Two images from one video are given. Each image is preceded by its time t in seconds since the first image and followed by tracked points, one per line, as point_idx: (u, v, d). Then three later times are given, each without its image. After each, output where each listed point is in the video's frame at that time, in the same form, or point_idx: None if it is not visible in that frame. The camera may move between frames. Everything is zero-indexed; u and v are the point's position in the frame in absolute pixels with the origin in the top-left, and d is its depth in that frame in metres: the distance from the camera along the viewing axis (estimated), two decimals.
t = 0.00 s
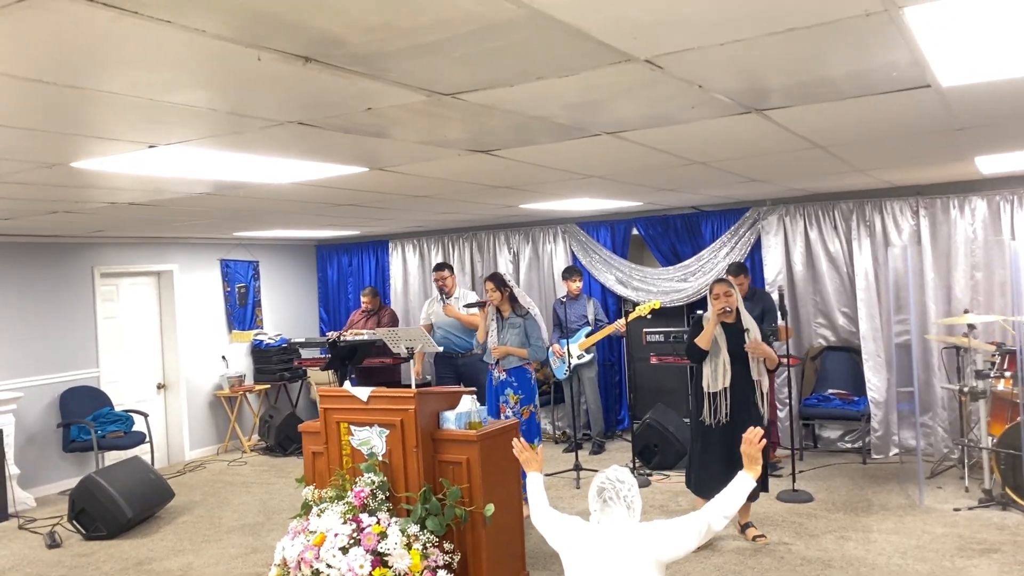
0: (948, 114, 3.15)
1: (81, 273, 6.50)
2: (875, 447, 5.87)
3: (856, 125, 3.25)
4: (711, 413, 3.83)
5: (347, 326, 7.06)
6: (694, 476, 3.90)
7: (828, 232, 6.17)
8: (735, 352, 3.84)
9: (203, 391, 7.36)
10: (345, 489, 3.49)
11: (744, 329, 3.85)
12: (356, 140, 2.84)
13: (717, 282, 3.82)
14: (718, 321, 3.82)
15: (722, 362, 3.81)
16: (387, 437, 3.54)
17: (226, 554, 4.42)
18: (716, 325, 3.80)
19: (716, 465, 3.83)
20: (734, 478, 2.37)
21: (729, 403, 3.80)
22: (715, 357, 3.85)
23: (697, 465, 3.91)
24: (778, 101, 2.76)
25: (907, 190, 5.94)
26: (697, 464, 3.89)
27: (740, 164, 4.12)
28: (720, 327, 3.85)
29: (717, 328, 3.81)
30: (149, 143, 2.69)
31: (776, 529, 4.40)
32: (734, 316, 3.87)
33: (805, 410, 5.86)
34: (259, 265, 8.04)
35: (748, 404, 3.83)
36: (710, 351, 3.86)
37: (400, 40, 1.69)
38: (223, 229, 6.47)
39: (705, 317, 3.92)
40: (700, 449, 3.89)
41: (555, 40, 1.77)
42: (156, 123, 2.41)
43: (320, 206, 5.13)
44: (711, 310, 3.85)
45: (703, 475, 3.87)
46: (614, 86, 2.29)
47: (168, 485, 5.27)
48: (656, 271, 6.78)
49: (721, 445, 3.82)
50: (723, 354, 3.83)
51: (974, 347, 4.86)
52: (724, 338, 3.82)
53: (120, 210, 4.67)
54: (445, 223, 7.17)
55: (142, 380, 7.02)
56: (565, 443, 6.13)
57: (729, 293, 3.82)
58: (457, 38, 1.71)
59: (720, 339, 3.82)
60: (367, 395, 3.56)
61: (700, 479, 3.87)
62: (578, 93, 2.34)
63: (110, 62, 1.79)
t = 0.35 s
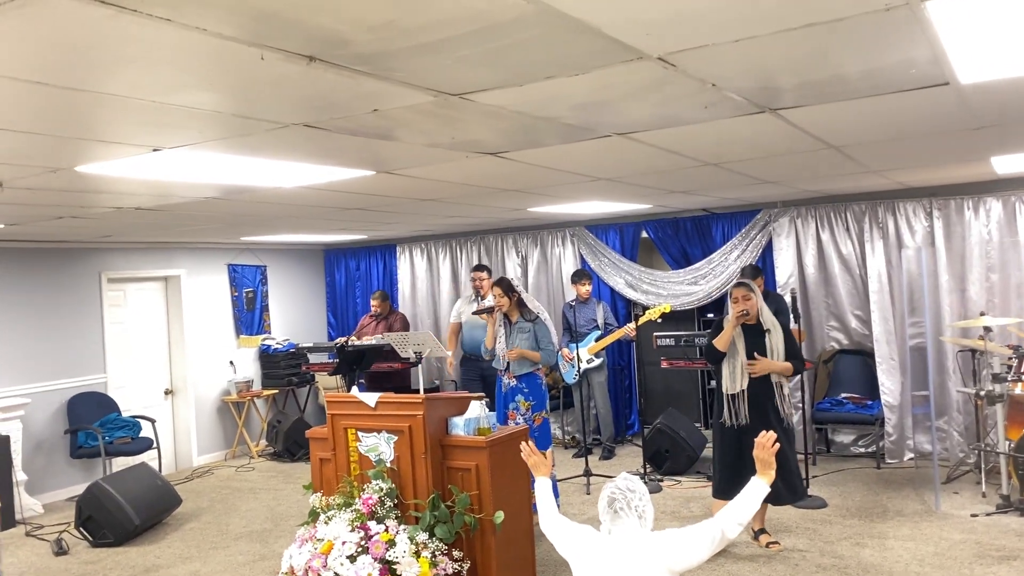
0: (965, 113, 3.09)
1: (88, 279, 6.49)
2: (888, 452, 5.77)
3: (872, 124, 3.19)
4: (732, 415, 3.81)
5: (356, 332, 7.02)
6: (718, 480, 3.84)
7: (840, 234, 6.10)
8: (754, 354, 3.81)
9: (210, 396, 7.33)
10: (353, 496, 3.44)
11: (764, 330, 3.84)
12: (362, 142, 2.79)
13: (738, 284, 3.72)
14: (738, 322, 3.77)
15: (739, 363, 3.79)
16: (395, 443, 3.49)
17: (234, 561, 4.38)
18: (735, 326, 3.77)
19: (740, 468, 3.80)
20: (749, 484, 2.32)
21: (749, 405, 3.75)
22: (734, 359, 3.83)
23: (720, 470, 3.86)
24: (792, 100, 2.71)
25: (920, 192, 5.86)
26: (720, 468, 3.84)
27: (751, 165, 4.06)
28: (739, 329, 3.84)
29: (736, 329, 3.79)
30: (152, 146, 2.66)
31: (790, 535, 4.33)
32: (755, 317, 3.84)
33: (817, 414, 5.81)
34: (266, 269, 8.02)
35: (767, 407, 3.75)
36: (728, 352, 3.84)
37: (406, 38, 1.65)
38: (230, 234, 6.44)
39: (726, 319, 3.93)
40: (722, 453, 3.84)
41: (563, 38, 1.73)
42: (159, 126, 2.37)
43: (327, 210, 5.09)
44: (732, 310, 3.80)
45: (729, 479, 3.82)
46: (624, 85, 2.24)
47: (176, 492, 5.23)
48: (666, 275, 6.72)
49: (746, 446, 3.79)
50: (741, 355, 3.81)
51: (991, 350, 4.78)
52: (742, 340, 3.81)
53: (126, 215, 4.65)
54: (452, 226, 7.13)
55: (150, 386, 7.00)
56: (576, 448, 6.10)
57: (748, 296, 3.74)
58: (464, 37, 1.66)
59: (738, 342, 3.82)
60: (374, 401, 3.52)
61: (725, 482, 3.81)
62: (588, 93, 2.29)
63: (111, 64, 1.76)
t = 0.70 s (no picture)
0: (985, 112, 3.04)
1: (98, 283, 6.50)
2: (904, 455, 5.66)
3: (889, 123, 3.14)
4: (744, 419, 3.75)
5: (369, 335, 6.99)
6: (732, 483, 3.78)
7: (854, 235, 6.03)
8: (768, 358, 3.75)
9: (221, 399, 7.33)
10: (364, 501, 3.41)
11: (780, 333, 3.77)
12: (373, 144, 2.77)
13: (753, 287, 3.72)
14: (752, 326, 3.75)
15: (752, 367, 3.75)
16: (406, 447, 3.46)
17: (245, 566, 4.36)
18: (749, 329, 3.74)
19: (753, 472, 3.75)
20: (765, 491, 2.26)
21: (761, 408, 3.72)
22: (746, 363, 3.79)
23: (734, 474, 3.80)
24: (808, 99, 2.67)
25: (936, 192, 5.79)
26: (734, 473, 3.79)
27: (766, 165, 4.02)
28: (753, 332, 3.79)
29: (750, 332, 3.75)
30: (162, 149, 2.64)
31: (806, 540, 4.27)
32: (770, 321, 3.79)
33: (832, 417, 5.71)
34: (277, 272, 8.02)
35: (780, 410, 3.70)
36: (742, 356, 3.80)
37: (417, 37, 1.62)
38: (241, 237, 6.44)
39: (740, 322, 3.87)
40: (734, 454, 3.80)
41: (578, 36, 1.70)
42: (168, 128, 2.36)
43: (337, 212, 5.07)
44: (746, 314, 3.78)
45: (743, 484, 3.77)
46: (638, 85, 2.21)
47: (186, 496, 5.22)
48: (679, 277, 6.66)
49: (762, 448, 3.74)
50: (755, 359, 3.76)
51: (1008, 352, 4.71)
52: (756, 345, 3.76)
53: (137, 218, 4.64)
54: (463, 229, 7.10)
55: (161, 389, 7.00)
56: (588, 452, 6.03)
57: (763, 299, 3.72)
58: (476, 35, 1.63)
59: (751, 346, 3.77)
60: (386, 405, 3.49)
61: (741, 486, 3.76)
62: (601, 93, 2.26)
63: (119, 65, 1.74)
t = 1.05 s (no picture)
0: (1007, 107, 2.98)
1: (110, 284, 6.51)
2: (921, 455, 5.62)
3: (908, 119, 3.08)
4: (755, 421, 3.70)
5: (383, 335, 6.98)
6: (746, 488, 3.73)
7: (869, 234, 5.97)
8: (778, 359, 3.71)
9: (233, 400, 7.34)
10: (376, 503, 3.39)
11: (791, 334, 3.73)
12: (384, 144, 2.75)
13: (762, 287, 3.65)
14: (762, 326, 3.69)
15: (763, 368, 3.70)
16: (419, 449, 3.43)
17: (257, 568, 4.35)
18: (758, 330, 3.69)
19: (766, 477, 3.69)
20: (783, 493, 2.22)
21: (772, 410, 3.66)
22: (757, 364, 3.74)
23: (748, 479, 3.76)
24: (826, 95, 2.63)
25: (952, 189, 5.72)
26: (748, 477, 3.74)
27: (781, 163, 3.97)
28: (763, 333, 3.75)
29: (759, 333, 3.70)
30: (173, 149, 2.63)
31: (822, 542, 4.22)
32: (781, 321, 3.75)
33: (847, 417, 5.65)
34: (288, 273, 8.03)
35: (792, 411, 3.66)
36: (752, 357, 3.76)
37: (429, 32, 1.59)
38: (252, 238, 6.44)
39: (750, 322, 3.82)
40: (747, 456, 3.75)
41: (593, 31, 1.66)
42: (178, 128, 2.34)
43: (348, 213, 5.06)
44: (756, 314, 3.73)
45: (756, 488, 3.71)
46: (653, 81, 2.17)
47: (198, 498, 5.22)
48: (691, 276, 6.62)
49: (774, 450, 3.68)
50: (766, 360, 3.71)
51: None
52: (766, 345, 3.71)
53: (148, 219, 4.65)
54: (474, 228, 7.08)
55: (173, 390, 7.01)
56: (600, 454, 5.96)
57: (773, 298, 3.65)
58: (489, 30, 1.60)
59: (762, 347, 3.72)
60: (398, 406, 3.46)
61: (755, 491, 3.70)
62: (615, 90, 2.23)
63: (129, 64, 1.72)
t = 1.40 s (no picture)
0: None
1: (123, 280, 6.55)
2: (937, 451, 5.56)
3: (924, 109, 3.04)
4: (753, 414, 3.68)
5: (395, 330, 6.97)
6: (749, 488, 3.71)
7: (884, 228, 5.91)
8: (775, 354, 3.70)
9: (246, 395, 7.36)
10: (389, 497, 3.39)
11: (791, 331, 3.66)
12: (396, 136, 2.73)
13: (762, 282, 3.60)
14: (762, 321, 3.63)
15: (761, 364, 3.67)
16: (431, 443, 3.42)
17: (269, 563, 4.36)
18: (758, 324, 3.64)
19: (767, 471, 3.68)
20: (797, 484, 2.19)
21: (770, 406, 3.64)
22: (755, 357, 3.71)
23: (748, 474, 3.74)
24: (843, 85, 2.59)
25: (968, 182, 5.66)
26: (748, 472, 3.73)
27: (795, 156, 3.93)
28: (762, 327, 3.71)
29: (759, 327, 3.66)
30: (184, 142, 2.62)
31: (837, 538, 4.18)
32: (781, 317, 3.67)
33: (861, 412, 5.61)
34: (300, 269, 8.04)
35: (791, 408, 3.64)
36: (750, 351, 3.73)
37: (441, 20, 1.58)
38: (264, 234, 6.45)
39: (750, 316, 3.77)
40: (747, 456, 3.74)
41: (607, 18, 1.64)
42: (189, 120, 2.34)
43: (360, 207, 5.05)
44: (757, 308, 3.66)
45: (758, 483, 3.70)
46: (668, 71, 2.15)
47: (211, 493, 5.24)
48: (704, 271, 6.58)
49: (775, 445, 3.68)
50: (763, 356, 3.69)
51: None
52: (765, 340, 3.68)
53: (161, 214, 4.65)
54: (485, 224, 7.06)
55: (186, 386, 7.05)
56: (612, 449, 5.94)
57: (774, 294, 3.58)
58: (503, 17, 1.59)
59: (761, 341, 3.68)
60: (410, 401, 3.47)
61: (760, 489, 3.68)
62: (629, 80, 2.21)
63: (140, 54, 1.71)
